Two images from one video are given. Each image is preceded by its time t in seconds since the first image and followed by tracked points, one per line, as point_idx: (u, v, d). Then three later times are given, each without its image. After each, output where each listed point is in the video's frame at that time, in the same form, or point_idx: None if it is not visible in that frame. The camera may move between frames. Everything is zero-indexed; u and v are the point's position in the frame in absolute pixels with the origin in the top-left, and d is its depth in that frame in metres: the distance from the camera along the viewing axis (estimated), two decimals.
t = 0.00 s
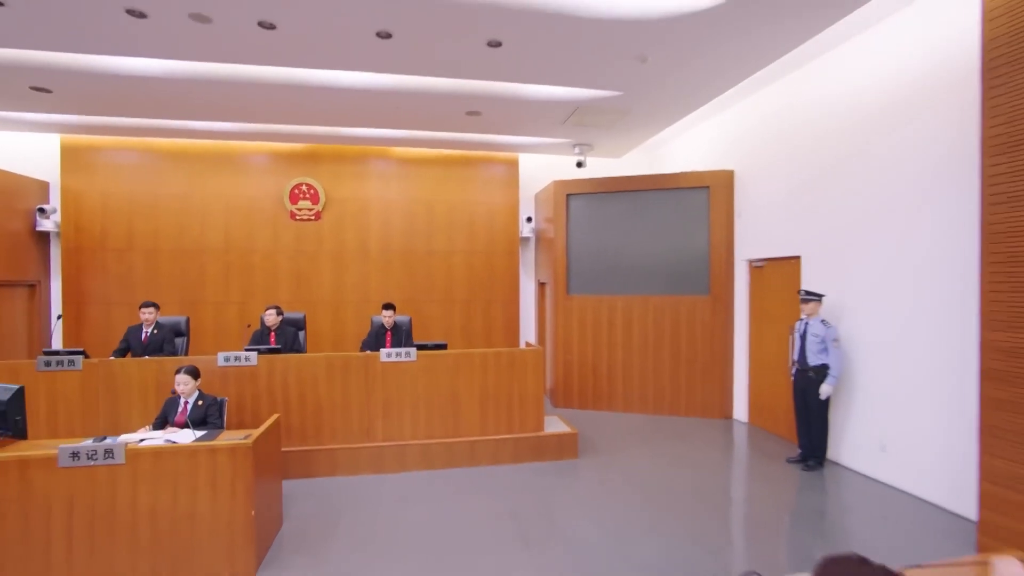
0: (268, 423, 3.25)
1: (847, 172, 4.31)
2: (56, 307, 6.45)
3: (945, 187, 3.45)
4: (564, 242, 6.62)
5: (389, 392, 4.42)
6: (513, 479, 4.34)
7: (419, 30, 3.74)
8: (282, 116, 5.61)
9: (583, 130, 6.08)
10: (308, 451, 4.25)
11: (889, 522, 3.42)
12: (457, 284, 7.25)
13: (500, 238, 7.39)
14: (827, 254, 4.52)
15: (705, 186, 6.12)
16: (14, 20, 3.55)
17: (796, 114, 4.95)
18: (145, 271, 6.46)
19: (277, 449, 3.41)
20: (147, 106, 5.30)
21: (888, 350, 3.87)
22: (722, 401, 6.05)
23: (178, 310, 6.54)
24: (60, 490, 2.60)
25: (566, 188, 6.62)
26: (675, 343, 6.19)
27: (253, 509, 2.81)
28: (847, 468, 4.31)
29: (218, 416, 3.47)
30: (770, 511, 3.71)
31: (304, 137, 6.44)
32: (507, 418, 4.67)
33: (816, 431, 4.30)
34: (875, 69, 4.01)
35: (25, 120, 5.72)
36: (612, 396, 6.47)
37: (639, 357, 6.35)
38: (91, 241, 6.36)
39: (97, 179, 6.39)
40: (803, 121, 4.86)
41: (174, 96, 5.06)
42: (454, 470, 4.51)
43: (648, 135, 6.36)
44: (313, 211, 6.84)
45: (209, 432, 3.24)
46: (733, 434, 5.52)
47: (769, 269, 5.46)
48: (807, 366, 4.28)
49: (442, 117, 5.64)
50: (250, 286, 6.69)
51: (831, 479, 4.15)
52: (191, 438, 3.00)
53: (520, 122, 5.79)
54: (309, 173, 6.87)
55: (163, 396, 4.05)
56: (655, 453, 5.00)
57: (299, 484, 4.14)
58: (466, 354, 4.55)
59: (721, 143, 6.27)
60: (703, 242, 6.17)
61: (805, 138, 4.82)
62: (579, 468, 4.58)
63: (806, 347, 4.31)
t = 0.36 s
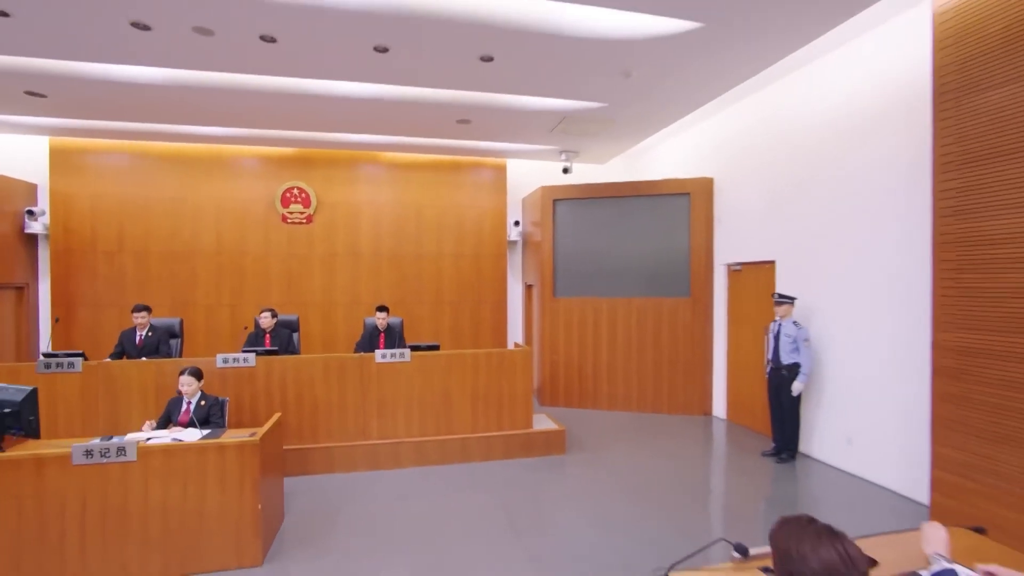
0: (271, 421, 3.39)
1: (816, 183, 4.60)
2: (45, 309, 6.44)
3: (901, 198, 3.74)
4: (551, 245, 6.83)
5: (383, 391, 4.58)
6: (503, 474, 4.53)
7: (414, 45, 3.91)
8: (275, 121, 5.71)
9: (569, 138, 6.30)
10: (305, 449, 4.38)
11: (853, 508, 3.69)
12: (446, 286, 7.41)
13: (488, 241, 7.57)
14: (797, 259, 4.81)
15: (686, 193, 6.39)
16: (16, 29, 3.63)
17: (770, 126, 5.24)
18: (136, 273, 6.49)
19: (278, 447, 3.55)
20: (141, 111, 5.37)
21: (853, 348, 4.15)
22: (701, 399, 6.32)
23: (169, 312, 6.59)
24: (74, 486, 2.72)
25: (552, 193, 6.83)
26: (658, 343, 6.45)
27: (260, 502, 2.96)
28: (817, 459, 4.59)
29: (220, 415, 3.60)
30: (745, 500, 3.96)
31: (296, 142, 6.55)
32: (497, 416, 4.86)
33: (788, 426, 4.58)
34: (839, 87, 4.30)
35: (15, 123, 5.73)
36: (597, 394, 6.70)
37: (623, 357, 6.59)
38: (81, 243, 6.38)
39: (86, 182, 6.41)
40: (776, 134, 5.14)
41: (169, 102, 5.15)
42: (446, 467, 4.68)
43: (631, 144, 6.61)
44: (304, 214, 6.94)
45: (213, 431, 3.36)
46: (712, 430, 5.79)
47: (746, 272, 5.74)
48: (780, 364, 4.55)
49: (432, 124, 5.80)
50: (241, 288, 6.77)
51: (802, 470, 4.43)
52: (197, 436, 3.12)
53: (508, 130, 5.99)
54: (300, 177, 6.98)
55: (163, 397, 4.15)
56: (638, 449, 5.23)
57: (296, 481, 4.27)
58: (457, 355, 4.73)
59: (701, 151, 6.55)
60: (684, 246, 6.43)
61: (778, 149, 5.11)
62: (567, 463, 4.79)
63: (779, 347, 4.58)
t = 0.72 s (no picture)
0: (274, 421, 3.52)
1: (789, 192, 4.87)
2: (33, 312, 6.43)
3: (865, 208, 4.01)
4: (538, 249, 7.03)
5: (378, 391, 4.73)
6: (494, 470, 4.71)
7: (410, 58, 4.07)
8: (268, 127, 5.81)
9: (556, 145, 6.50)
10: (301, 448, 4.51)
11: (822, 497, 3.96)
12: (436, 288, 7.57)
13: (477, 245, 7.74)
14: (772, 264, 5.09)
15: (668, 199, 6.65)
16: (18, 37, 3.70)
17: (747, 137, 5.51)
18: (127, 275, 6.53)
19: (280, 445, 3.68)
20: (134, 116, 5.42)
21: (823, 348, 4.42)
22: (683, 397, 6.58)
23: (160, 314, 6.63)
24: (86, 484, 2.83)
25: (540, 198, 7.03)
26: (641, 344, 6.69)
27: (266, 498, 3.10)
28: (791, 453, 4.86)
29: (222, 415, 3.72)
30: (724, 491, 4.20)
31: (288, 146, 6.64)
32: (488, 414, 5.05)
33: (764, 421, 4.84)
34: (809, 103, 4.58)
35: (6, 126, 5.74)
36: (583, 394, 6.92)
37: (608, 357, 6.81)
38: (71, 245, 6.40)
39: (76, 185, 6.42)
40: (752, 145, 5.41)
41: (163, 107, 5.22)
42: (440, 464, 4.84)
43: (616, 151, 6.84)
44: (296, 217, 7.04)
45: (217, 430, 3.48)
46: (693, 426, 6.04)
47: (725, 275, 6.01)
48: (756, 363, 4.81)
49: (424, 131, 5.96)
50: (233, 290, 6.84)
51: (776, 462, 4.69)
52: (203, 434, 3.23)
53: (498, 137, 6.17)
54: (292, 181, 7.07)
55: (162, 397, 4.25)
56: (622, 445, 5.46)
57: (294, 480, 4.39)
58: (450, 356, 4.90)
59: (682, 159, 6.81)
60: (666, 249, 6.68)
61: (754, 159, 5.38)
62: (555, 459, 4.99)
63: (755, 347, 4.84)
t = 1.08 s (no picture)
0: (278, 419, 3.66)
1: (766, 200, 5.13)
2: (24, 314, 6.44)
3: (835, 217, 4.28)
4: (527, 252, 7.23)
5: (374, 391, 4.88)
6: (487, 466, 4.90)
7: (407, 72, 4.23)
8: (263, 133, 5.91)
9: (545, 152, 6.71)
10: (299, 447, 4.64)
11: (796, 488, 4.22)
12: (427, 290, 7.72)
13: (466, 248, 7.92)
14: (750, 268, 5.36)
15: (652, 205, 6.90)
16: (21, 48, 3.76)
17: (726, 147, 5.78)
18: (120, 278, 6.58)
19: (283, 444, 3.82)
20: (131, 121, 5.49)
21: (797, 349, 4.68)
22: (666, 395, 6.84)
23: (152, 316, 6.68)
24: (100, 481, 2.95)
25: (529, 204, 7.24)
26: (626, 344, 6.93)
27: (272, 493, 3.24)
28: (769, 448, 5.12)
29: (225, 415, 3.84)
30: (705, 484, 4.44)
31: (282, 151, 6.75)
32: (480, 413, 5.23)
33: (743, 418, 5.10)
34: (784, 116, 4.84)
35: None
36: (570, 393, 7.13)
37: (594, 357, 7.04)
38: (62, 248, 6.42)
39: (68, 188, 6.44)
40: (731, 154, 5.68)
41: (160, 113, 5.30)
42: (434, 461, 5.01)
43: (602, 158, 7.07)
44: (289, 221, 7.15)
45: (221, 429, 3.60)
46: (676, 423, 6.29)
47: (707, 279, 6.28)
48: (736, 363, 5.07)
49: (417, 138, 6.12)
50: (226, 292, 6.92)
51: (754, 457, 4.95)
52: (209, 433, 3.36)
53: (489, 144, 6.35)
54: (285, 185, 7.17)
55: (163, 399, 4.35)
56: (609, 441, 5.68)
57: (292, 478, 4.52)
58: (443, 357, 5.07)
59: (665, 166, 7.08)
60: (651, 253, 6.92)
61: (733, 169, 5.64)
62: (544, 455, 5.20)
63: (734, 347, 5.10)
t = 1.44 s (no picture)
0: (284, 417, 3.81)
1: (746, 208, 5.40)
2: (17, 317, 6.46)
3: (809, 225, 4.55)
4: (518, 255, 7.43)
5: (372, 392, 5.04)
6: (481, 463, 5.08)
7: (407, 85, 4.40)
8: (261, 139, 6.03)
9: (536, 159, 6.91)
10: (300, 446, 4.77)
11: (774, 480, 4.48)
12: (419, 292, 7.88)
13: (458, 251, 8.09)
14: (731, 272, 5.62)
15: (639, 211, 7.14)
16: (29, 59, 3.85)
17: (709, 157, 6.04)
18: (115, 280, 6.64)
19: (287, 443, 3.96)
20: (129, 127, 5.57)
21: (776, 349, 4.94)
22: (652, 394, 7.09)
23: (147, 319, 6.75)
24: (115, 479, 3.09)
25: (520, 209, 7.44)
26: (614, 345, 7.16)
27: (280, 488, 3.41)
28: (749, 444, 5.39)
29: (229, 415, 3.94)
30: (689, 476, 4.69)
31: (277, 156, 6.86)
32: (474, 412, 5.41)
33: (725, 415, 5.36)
34: (763, 128, 5.10)
35: None
36: (560, 392, 7.35)
37: (583, 358, 7.26)
38: (57, 251, 6.46)
39: (62, 191, 6.48)
40: (714, 163, 5.94)
41: (160, 120, 5.39)
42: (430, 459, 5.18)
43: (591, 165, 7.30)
44: (284, 224, 7.26)
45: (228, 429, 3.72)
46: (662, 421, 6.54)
47: (691, 282, 6.53)
48: (718, 363, 5.32)
49: (412, 145, 6.28)
50: (222, 294, 7.01)
51: (736, 452, 5.21)
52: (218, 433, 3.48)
53: (481, 151, 6.54)
54: (280, 189, 7.27)
55: (166, 400, 4.47)
56: (598, 439, 5.90)
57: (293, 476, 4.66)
58: (439, 358, 5.25)
59: (651, 173, 7.33)
60: (638, 257, 7.16)
61: (716, 177, 5.91)
62: (536, 452, 5.40)
63: (717, 348, 5.36)
